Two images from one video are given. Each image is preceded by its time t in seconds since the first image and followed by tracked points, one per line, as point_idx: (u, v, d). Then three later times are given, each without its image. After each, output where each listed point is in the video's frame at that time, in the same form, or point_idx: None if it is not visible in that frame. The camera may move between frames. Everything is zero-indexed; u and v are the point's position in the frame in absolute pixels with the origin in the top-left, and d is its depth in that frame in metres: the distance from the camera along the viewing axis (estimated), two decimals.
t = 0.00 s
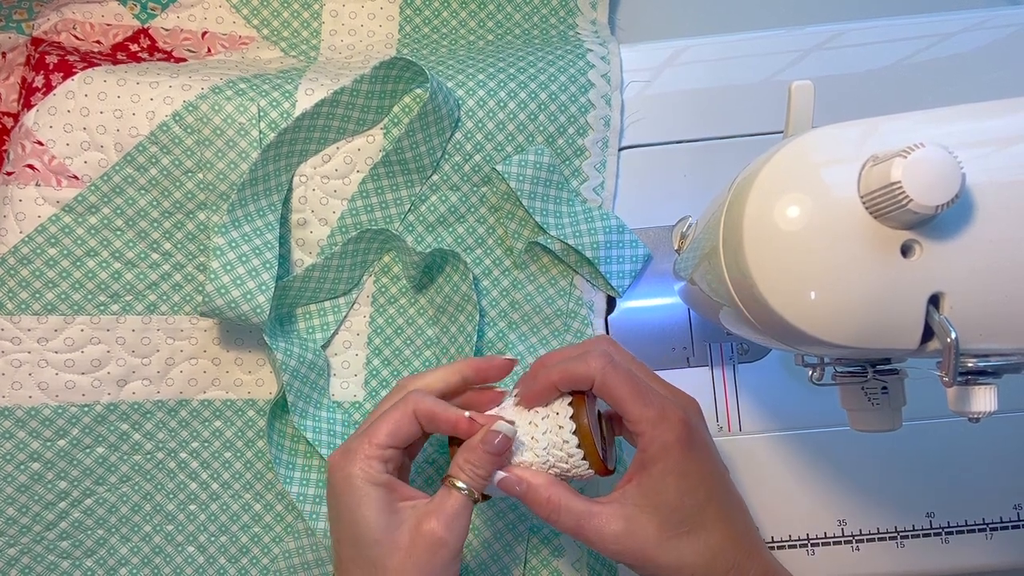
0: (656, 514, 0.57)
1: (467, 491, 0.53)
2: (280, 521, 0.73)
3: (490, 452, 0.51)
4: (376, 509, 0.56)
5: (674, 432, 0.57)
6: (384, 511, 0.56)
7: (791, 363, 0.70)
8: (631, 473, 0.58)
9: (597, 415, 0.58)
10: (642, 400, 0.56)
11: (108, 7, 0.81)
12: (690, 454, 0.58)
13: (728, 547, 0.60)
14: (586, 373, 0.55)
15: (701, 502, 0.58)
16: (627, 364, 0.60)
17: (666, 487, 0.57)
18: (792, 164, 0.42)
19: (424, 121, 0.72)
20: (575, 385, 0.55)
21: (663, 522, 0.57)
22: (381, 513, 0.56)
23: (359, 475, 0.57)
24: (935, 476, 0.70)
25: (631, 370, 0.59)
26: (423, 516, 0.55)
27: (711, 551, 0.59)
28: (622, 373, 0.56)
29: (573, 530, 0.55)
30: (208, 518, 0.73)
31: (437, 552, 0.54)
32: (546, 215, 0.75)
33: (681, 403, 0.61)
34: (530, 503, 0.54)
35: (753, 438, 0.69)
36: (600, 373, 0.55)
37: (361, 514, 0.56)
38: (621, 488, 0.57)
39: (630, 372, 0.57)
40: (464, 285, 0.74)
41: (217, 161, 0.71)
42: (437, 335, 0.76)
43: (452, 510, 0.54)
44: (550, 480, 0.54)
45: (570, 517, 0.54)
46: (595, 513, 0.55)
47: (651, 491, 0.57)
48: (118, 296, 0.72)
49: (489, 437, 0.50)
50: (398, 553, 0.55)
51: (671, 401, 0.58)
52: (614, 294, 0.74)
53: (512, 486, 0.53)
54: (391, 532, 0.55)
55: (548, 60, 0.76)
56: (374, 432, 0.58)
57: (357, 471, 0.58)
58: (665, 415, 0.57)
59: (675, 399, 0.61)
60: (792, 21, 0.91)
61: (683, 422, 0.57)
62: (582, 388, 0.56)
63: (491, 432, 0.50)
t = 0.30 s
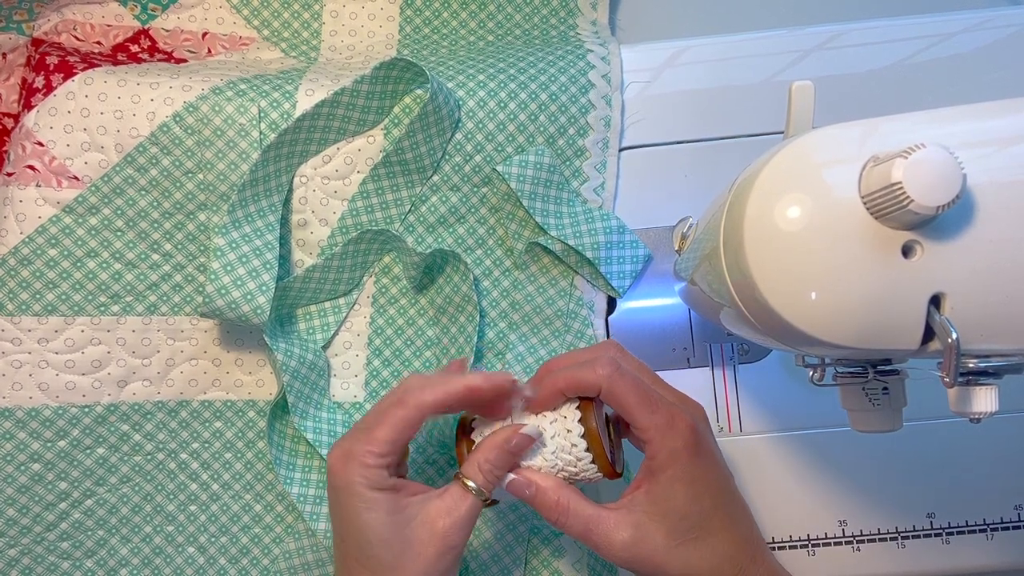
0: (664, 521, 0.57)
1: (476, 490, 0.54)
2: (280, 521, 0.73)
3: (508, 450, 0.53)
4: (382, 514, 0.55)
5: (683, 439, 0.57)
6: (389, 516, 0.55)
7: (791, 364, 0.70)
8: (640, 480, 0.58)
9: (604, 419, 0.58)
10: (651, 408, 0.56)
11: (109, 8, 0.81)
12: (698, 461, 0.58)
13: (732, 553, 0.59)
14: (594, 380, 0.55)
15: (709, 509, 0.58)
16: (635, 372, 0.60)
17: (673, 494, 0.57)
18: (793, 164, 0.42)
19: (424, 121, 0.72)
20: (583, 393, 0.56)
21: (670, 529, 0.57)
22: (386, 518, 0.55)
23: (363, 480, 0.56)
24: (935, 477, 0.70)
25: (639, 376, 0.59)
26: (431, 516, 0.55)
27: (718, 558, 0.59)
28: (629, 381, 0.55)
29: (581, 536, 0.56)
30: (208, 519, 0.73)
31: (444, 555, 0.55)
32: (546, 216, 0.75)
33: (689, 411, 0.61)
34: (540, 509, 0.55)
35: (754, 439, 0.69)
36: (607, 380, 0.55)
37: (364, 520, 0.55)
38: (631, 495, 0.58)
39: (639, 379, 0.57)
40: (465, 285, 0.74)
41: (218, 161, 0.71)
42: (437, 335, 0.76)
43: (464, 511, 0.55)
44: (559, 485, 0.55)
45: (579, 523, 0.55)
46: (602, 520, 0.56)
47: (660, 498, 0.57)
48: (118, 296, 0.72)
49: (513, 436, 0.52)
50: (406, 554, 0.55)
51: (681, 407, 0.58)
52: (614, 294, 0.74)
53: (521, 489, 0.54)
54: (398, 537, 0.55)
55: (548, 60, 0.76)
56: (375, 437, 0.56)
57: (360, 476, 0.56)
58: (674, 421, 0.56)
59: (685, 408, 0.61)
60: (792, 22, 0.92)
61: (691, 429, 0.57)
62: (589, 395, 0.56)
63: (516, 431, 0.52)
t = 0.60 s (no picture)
0: (667, 522, 0.57)
1: (474, 492, 0.55)
2: (280, 521, 0.73)
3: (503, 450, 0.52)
4: (392, 524, 0.55)
5: (683, 439, 0.57)
6: (401, 525, 0.55)
7: (791, 364, 0.70)
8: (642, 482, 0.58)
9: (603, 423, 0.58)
10: (651, 408, 0.56)
11: (108, 7, 0.81)
12: (700, 461, 0.57)
13: (738, 551, 0.59)
14: (592, 383, 0.55)
15: (712, 508, 0.58)
16: (634, 374, 0.60)
17: (676, 495, 0.57)
18: (792, 163, 0.42)
19: (424, 121, 0.72)
20: (582, 397, 0.56)
21: (674, 529, 0.57)
22: (397, 527, 0.55)
23: (375, 492, 0.55)
24: (934, 476, 0.70)
25: (638, 378, 0.59)
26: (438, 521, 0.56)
27: (723, 556, 0.59)
28: (628, 382, 0.55)
29: (584, 541, 0.56)
30: (208, 518, 0.73)
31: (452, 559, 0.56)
32: (546, 215, 0.75)
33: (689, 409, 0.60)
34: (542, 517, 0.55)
35: (753, 439, 0.69)
36: (606, 381, 0.55)
37: (376, 530, 0.55)
38: (632, 498, 0.58)
39: (638, 380, 0.57)
40: (464, 285, 0.74)
41: (217, 161, 0.71)
42: (437, 335, 0.76)
43: (467, 515, 0.56)
44: (559, 493, 0.55)
45: (582, 528, 0.55)
46: (605, 523, 0.56)
47: (662, 499, 0.57)
48: (118, 296, 0.72)
49: (508, 436, 0.51)
50: (415, 562, 0.55)
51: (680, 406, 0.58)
52: (614, 294, 0.74)
53: (521, 497, 0.54)
54: (409, 545, 0.55)
55: (548, 60, 0.76)
56: (390, 450, 0.55)
57: (372, 489, 0.55)
58: (674, 421, 0.56)
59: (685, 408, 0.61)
60: (792, 22, 0.91)
61: (692, 428, 0.57)
62: (588, 398, 0.56)
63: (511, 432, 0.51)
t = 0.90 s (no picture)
0: (671, 521, 0.57)
1: (439, 487, 0.54)
2: (280, 521, 0.73)
3: (457, 440, 0.51)
4: (350, 515, 0.57)
5: (686, 438, 0.57)
6: (354, 516, 0.57)
7: (791, 364, 0.70)
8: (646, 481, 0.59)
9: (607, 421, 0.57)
10: (654, 406, 0.56)
11: (108, 8, 0.81)
12: (703, 460, 0.57)
13: (740, 550, 0.60)
14: (596, 381, 0.55)
15: (715, 506, 0.58)
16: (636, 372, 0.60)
17: (680, 493, 0.57)
18: (792, 164, 0.42)
19: (424, 121, 0.72)
20: (586, 395, 0.55)
21: (678, 528, 0.57)
22: (356, 519, 0.57)
23: (329, 483, 0.57)
24: (935, 476, 0.70)
25: (640, 376, 0.59)
26: (398, 515, 0.56)
27: (727, 555, 0.59)
28: (631, 380, 0.56)
29: (588, 541, 0.56)
30: (208, 518, 0.73)
31: (415, 549, 0.56)
32: (546, 215, 0.75)
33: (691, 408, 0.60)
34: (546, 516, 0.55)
35: (754, 439, 0.69)
36: (608, 380, 0.55)
37: (335, 522, 0.57)
38: (636, 497, 0.58)
39: (640, 378, 0.57)
40: (465, 285, 0.74)
41: (217, 161, 0.71)
42: (437, 336, 0.76)
43: (426, 506, 0.55)
44: (562, 490, 0.55)
45: (586, 527, 0.55)
46: (609, 521, 0.56)
47: (665, 498, 0.57)
48: (118, 296, 0.72)
49: (457, 425, 0.50)
50: (375, 555, 0.56)
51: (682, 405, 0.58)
52: (614, 294, 0.74)
53: (524, 496, 0.54)
54: (367, 536, 0.56)
55: (548, 60, 0.76)
56: (338, 439, 0.57)
57: (325, 481, 0.57)
58: (677, 419, 0.57)
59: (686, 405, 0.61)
60: (792, 22, 0.91)
61: (694, 426, 0.57)
62: (590, 396, 0.55)
63: (457, 418, 0.50)
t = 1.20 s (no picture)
0: (671, 515, 0.57)
1: (441, 493, 0.55)
2: (280, 521, 0.73)
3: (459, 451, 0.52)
4: (360, 533, 0.56)
5: (686, 431, 0.57)
6: (363, 534, 0.56)
7: (791, 363, 0.70)
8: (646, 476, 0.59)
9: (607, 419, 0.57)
10: (654, 401, 0.57)
11: (108, 7, 0.81)
12: (702, 453, 0.58)
13: (740, 544, 0.60)
14: (595, 376, 0.55)
15: (715, 500, 0.59)
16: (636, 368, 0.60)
17: (680, 486, 0.57)
18: (792, 163, 0.42)
19: (424, 121, 0.72)
20: (585, 389, 0.55)
21: (678, 523, 0.57)
22: (366, 536, 0.56)
23: (335, 504, 0.56)
24: (935, 476, 0.70)
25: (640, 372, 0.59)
26: (407, 528, 0.56)
27: (727, 549, 0.59)
28: (631, 375, 0.56)
29: (590, 538, 0.56)
30: (208, 518, 0.73)
31: (427, 559, 0.56)
32: (546, 215, 0.75)
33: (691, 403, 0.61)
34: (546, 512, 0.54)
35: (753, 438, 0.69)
36: (609, 376, 0.55)
37: (344, 541, 0.56)
38: (636, 492, 0.58)
39: (640, 373, 0.57)
40: (465, 285, 0.74)
41: (218, 161, 0.71)
42: (437, 335, 0.76)
43: (433, 515, 0.55)
44: (563, 487, 0.54)
45: (587, 522, 0.55)
46: (610, 516, 0.56)
47: (666, 491, 0.57)
48: (118, 296, 0.72)
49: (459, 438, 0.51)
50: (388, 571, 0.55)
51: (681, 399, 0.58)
52: (614, 294, 0.74)
53: (524, 492, 0.53)
54: (378, 553, 0.56)
55: (548, 60, 0.76)
56: (344, 463, 0.55)
57: (332, 502, 0.56)
58: (677, 414, 0.57)
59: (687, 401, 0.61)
60: (792, 22, 0.91)
61: (694, 421, 0.57)
62: (590, 392, 0.55)
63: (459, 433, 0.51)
